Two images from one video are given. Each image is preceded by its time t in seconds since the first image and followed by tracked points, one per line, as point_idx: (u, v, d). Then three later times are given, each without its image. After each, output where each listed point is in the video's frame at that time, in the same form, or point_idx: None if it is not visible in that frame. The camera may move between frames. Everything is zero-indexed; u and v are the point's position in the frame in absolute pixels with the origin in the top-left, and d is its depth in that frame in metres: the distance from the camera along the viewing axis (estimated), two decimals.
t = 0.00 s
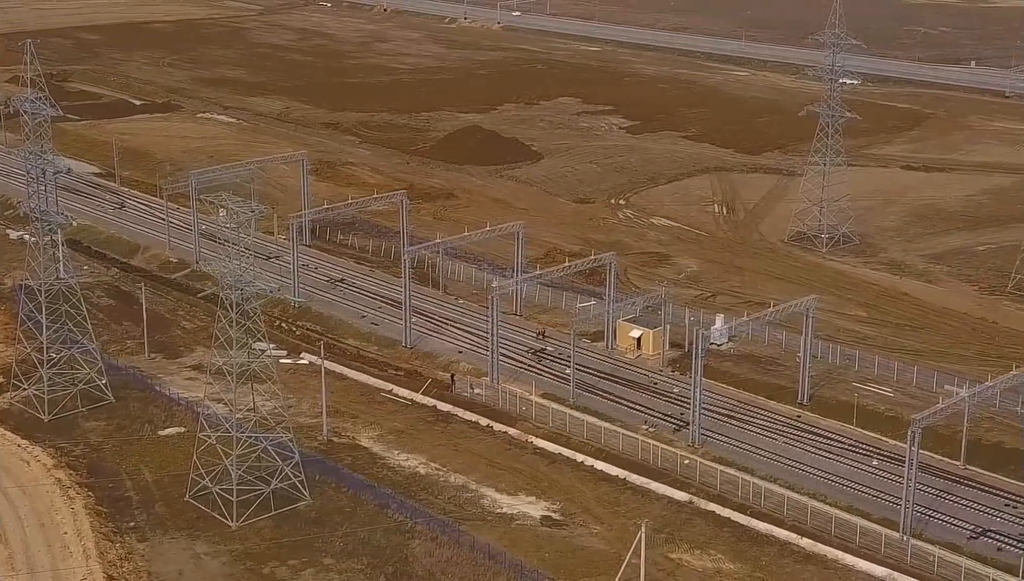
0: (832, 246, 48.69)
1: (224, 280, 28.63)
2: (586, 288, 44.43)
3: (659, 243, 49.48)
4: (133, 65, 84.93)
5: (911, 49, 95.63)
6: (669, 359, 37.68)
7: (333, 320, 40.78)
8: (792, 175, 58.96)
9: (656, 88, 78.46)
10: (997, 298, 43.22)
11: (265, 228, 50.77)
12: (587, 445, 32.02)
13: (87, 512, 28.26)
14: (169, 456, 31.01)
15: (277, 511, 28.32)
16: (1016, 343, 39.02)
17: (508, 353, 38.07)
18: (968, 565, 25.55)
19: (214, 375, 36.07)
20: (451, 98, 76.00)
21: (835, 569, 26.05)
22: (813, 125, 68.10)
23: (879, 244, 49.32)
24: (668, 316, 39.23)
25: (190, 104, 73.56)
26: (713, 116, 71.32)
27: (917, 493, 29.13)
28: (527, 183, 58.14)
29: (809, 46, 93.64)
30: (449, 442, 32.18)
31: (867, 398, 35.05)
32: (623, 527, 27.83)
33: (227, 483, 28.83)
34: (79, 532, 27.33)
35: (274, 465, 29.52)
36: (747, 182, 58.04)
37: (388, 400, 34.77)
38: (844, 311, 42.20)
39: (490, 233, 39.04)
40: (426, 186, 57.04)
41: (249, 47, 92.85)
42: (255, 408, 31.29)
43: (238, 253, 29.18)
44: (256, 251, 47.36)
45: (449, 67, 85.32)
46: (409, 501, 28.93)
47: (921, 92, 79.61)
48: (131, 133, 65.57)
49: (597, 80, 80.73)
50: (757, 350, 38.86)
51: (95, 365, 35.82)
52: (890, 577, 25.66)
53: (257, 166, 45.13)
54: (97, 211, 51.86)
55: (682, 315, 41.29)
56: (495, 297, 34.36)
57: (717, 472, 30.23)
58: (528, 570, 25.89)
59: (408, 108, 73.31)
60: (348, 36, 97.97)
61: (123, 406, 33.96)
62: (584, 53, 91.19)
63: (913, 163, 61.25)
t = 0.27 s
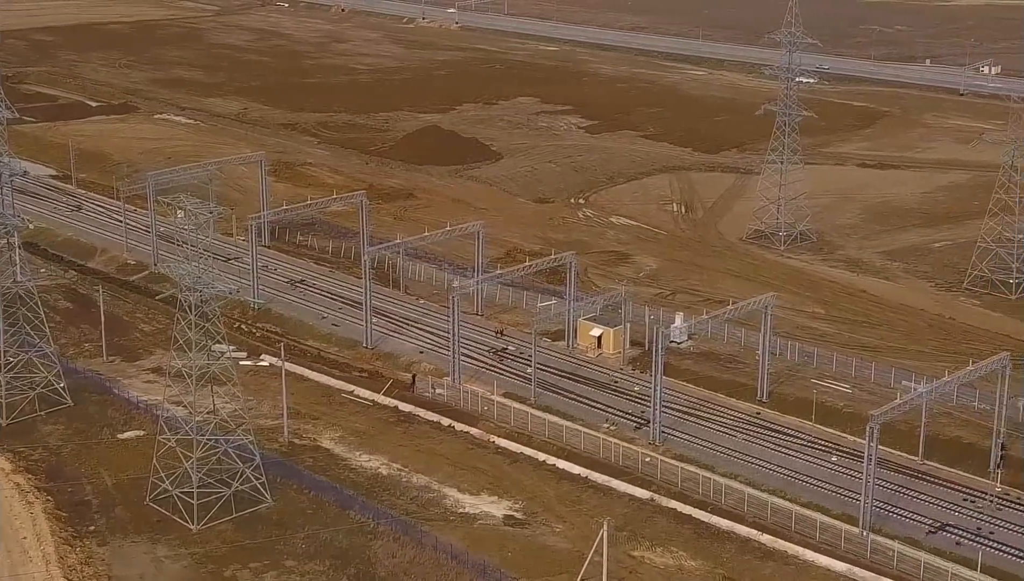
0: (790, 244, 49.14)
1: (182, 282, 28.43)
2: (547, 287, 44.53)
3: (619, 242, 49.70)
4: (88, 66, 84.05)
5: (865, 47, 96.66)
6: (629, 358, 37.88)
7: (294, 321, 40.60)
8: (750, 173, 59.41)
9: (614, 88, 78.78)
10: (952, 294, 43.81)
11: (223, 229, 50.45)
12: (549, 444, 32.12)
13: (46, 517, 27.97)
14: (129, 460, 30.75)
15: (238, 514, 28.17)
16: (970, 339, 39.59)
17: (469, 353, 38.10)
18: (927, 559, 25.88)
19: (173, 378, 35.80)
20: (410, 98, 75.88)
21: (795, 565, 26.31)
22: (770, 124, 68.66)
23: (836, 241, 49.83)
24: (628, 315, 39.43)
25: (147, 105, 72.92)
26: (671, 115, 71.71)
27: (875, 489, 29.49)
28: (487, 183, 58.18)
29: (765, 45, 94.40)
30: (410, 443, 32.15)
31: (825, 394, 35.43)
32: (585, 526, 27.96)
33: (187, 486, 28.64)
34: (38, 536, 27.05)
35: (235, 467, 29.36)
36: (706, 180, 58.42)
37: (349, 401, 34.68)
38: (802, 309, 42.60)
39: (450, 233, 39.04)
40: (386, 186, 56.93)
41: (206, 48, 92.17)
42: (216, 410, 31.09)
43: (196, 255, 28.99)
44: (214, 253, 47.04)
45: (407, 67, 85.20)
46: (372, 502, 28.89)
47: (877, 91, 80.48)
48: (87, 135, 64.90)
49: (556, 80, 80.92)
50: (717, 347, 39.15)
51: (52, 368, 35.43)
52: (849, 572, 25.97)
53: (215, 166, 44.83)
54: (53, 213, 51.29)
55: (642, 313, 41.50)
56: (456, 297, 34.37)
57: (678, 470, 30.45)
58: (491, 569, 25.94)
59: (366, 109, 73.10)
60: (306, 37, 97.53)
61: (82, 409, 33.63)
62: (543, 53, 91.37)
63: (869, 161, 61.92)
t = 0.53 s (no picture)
0: (747, 242, 49.56)
1: (140, 285, 28.20)
2: (507, 287, 44.62)
3: (578, 241, 49.90)
4: (42, 67, 83.06)
5: (820, 46, 97.60)
6: (590, 356, 38.06)
7: (253, 323, 40.40)
8: (707, 172, 59.82)
9: (573, 87, 79.04)
10: (907, 290, 44.41)
11: (181, 231, 50.07)
12: (510, 443, 32.22)
13: (4, 523, 27.66)
14: (88, 464, 30.46)
15: (199, 517, 28.01)
16: (925, 334, 40.14)
17: (430, 353, 38.11)
18: (885, 554, 26.24)
19: (132, 381, 35.51)
20: (368, 98, 75.69)
21: (755, 561, 26.57)
22: (727, 123, 69.19)
23: (792, 239, 50.32)
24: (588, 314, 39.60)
25: (102, 106, 72.18)
26: (629, 114, 72.04)
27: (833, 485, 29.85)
28: (446, 183, 58.18)
29: (722, 45, 95.06)
30: (372, 444, 32.12)
31: (783, 391, 35.79)
32: (547, 524, 28.07)
33: (147, 489, 28.43)
34: None
35: (195, 470, 29.18)
36: (664, 179, 58.77)
37: (310, 402, 34.58)
38: (760, 306, 43.00)
39: (410, 233, 39.00)
40: (345, 186, 56.77)
41: (162, 49, 91.39)
42: (175, 413, 30.87)
43: (154, 257, 28.78)
44: (172, 255, 46.68)
45: (365, 67, 84.97)
46: (333, 504, 28.83)
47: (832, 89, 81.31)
48: (41, 137, 64.14)
49: (514, 80, 81.04)
50: (676, 345, 39.42)
51: (9, 372, 35.01)
52: (809, 567, 26.26)
53: (172, 167, 44.49)
54: (8, 216, 50.66)
55: (602, 312, 41.69)
56: (416, 298, 34.36)
57: (639, 468, 30.66)
58: (453, 569, 25.99)
59: (324, 109, 72.83)
60: (263, 37, 96.98)
61: (39, 413, 33.27)
62: (501, 53, 91.46)
63: (824, 159, 62.56)
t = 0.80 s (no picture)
0: (714, 241, 49.83)
1: (106, 287, 27.98)
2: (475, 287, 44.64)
3: (546, 241, 50.01)
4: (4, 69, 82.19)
5: (785, 45, 98.29)
6: (558, 356, 38.14)
7: (220, 324, 40.19)
8: (673, 172, 60.08)
9: (539, 87, 79.16)
10: (872, 288, 44.82)
11: (147, 232, 49.72)
12: (479, 443, 32.24)
13: None
14: (54, 467, 30.19)
15: (167, 520, 27.83)
16: (889, 332, 40.54)
17: (399, 354, 38.06)
18: (853, 550, 26.48)
19: (98, 384, 35.22)
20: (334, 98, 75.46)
21: (723, 558, 26.74)
22: (693, 123, 69.55)
23: (758, 238, 50.66)
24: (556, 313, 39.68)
25: (66, 107, 71.53)
26: (596, 114, 72.24)
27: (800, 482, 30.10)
28: (413, 184, 58.10)
29: (687, 44, 95.51)
30: (340, 445, 32.04)
31: (750, 388, 36.03)
32: (516, 524, 28.12)
33: (114, 493, 28.22)
34: None
35: (163, 473, 29.00)
36: (630, 179, 58.99)
37: (278, 404, 34.44)
38: (726, 305, 43.27)
39: (377, 234, 38.91)
40: (311, 187, 56.58)
41: (126, 49, 90.67)
42: (142, 416, 30.65)
43: (119, 259, 28.56)
44: (138, 256, 46.34)
45: (331, 68, 84.69)
46: (302, 505, 28.74)
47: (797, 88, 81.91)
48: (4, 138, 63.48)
49: (481, 80, 81.05)
50: (644, 344, 39.58)
51: None
52: (777, 564, 26.47)
53: (137, 168, 44.16)
54: None
55: (569, 311, 41.78)
56: (384, 299, 34.31)
57: (608, 466, 30.78)
58: (423, 570, 26.00)
59: (290, 109, 72.54)
60: (228, 37, 96.44)
61: (4, 417, 32.94)
62: (467, 53, 91.44)
63: (789, 158, 63.00)
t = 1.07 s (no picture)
0: (685, 240, 50.02)
1: (76, 289, 27.79)
2: (448, 287, 44.63)
3: (518, 240, 50.05)
4: None
5: (754, 45, 98.82)
6: (531, 355, 38.19)
7: (191, 325, 39.99)
8: (645, 171, 60.25)
9: (511, 87, 79.19)
10: (843, 286, 45.15)
11: (117, 233, 49.40)
12: (452, 443, 32.25)
13: None
14: (25, 471, 29.95)
15: (139, 522, 27.68)
16: (860, 329, 40.85)
17: (372, 354, 38.01)
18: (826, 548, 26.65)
19: (68, 386, 34.98)
20: (305, 98, 75.21)
21: (697, 556, 26.86)
22: (664, 122, 69.79)
23: (730, 236, 50.89)
24: (528, 313, 39.72)
25: (34, 109, 70.93)
26: (567, 113, 72.34)
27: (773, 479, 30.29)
28: (386, 184, 58.00)
29: (658, 43, 95.82)
30: (313, 446, 31.96)
31: (723, 387, 36.18)
32: (491, 523, 28.13)
33: (86, 495, 28.04)
34: None
35: (135, 475, 28.83)
36: (602, 178, 59.12)
37: (250, 405, 34.31)
38: (698, 303, 43.46)
39: (349, 234, 38.79)
40: (283, 187, 56.38)
41: (96, 50, 90.01)
42: (113, 417, 30.44)
43: (89, 261, 28.36)
44: (108, 258, 46.02)
45: (302, 68, 84.39)
46: (275, 506, 28.65)
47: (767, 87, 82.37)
48: None
49: (452, 79, 80.98)
50: (617, 343, 39.68)
51: None
52: (750, 562, 26.60)
53: (107, 169, 43.86)
54: None
55: (542, 311, 41.84)
56: (356, 300, 34.22)
57: (581, 465, 30.87)
58: (397, 570, 25.98)
59: (261, 110, 72.24)
60: (198, 38, 95.92)
61: None
62: (439, 53, 91.35)
63: (760, 156, 63.32)
